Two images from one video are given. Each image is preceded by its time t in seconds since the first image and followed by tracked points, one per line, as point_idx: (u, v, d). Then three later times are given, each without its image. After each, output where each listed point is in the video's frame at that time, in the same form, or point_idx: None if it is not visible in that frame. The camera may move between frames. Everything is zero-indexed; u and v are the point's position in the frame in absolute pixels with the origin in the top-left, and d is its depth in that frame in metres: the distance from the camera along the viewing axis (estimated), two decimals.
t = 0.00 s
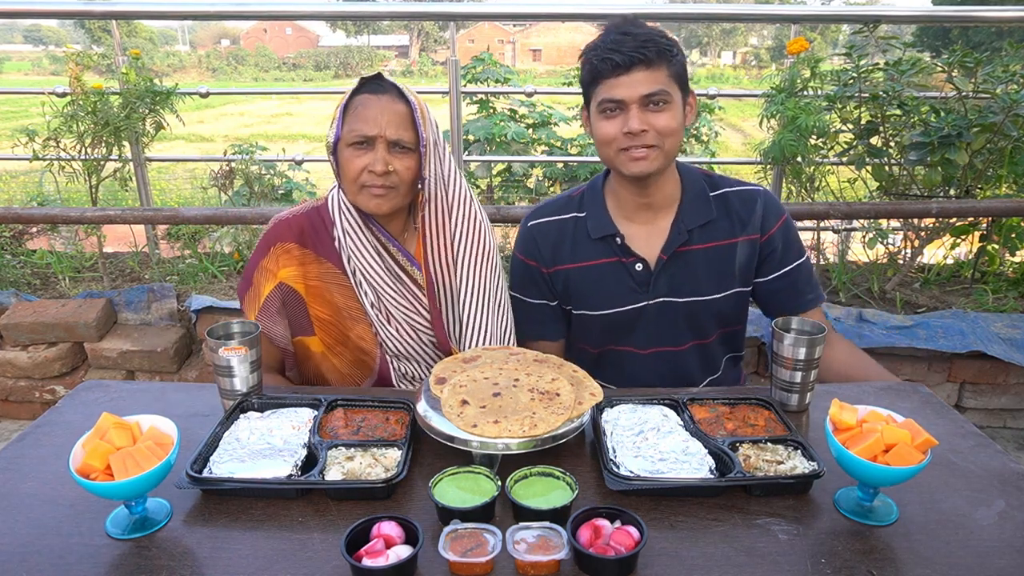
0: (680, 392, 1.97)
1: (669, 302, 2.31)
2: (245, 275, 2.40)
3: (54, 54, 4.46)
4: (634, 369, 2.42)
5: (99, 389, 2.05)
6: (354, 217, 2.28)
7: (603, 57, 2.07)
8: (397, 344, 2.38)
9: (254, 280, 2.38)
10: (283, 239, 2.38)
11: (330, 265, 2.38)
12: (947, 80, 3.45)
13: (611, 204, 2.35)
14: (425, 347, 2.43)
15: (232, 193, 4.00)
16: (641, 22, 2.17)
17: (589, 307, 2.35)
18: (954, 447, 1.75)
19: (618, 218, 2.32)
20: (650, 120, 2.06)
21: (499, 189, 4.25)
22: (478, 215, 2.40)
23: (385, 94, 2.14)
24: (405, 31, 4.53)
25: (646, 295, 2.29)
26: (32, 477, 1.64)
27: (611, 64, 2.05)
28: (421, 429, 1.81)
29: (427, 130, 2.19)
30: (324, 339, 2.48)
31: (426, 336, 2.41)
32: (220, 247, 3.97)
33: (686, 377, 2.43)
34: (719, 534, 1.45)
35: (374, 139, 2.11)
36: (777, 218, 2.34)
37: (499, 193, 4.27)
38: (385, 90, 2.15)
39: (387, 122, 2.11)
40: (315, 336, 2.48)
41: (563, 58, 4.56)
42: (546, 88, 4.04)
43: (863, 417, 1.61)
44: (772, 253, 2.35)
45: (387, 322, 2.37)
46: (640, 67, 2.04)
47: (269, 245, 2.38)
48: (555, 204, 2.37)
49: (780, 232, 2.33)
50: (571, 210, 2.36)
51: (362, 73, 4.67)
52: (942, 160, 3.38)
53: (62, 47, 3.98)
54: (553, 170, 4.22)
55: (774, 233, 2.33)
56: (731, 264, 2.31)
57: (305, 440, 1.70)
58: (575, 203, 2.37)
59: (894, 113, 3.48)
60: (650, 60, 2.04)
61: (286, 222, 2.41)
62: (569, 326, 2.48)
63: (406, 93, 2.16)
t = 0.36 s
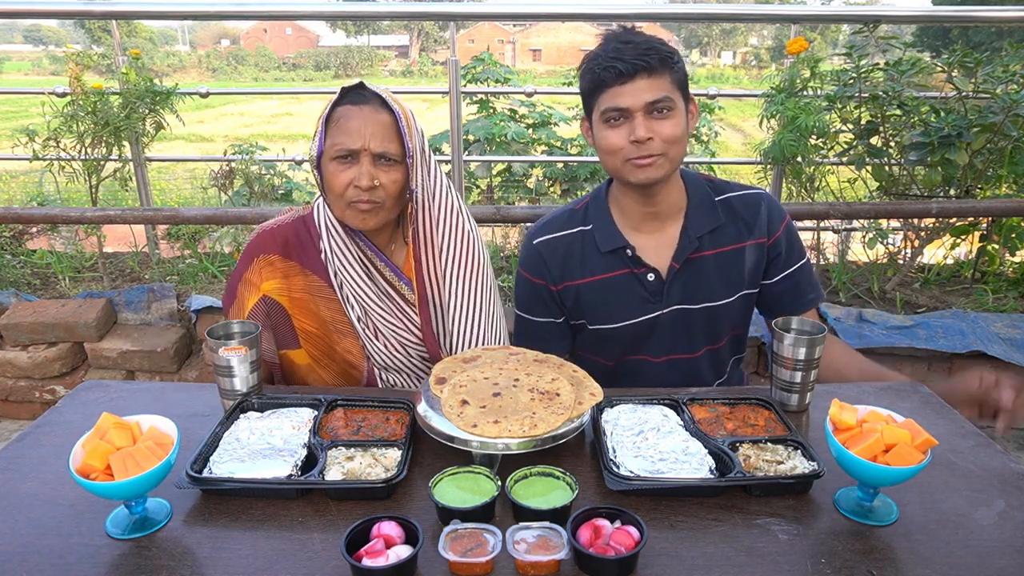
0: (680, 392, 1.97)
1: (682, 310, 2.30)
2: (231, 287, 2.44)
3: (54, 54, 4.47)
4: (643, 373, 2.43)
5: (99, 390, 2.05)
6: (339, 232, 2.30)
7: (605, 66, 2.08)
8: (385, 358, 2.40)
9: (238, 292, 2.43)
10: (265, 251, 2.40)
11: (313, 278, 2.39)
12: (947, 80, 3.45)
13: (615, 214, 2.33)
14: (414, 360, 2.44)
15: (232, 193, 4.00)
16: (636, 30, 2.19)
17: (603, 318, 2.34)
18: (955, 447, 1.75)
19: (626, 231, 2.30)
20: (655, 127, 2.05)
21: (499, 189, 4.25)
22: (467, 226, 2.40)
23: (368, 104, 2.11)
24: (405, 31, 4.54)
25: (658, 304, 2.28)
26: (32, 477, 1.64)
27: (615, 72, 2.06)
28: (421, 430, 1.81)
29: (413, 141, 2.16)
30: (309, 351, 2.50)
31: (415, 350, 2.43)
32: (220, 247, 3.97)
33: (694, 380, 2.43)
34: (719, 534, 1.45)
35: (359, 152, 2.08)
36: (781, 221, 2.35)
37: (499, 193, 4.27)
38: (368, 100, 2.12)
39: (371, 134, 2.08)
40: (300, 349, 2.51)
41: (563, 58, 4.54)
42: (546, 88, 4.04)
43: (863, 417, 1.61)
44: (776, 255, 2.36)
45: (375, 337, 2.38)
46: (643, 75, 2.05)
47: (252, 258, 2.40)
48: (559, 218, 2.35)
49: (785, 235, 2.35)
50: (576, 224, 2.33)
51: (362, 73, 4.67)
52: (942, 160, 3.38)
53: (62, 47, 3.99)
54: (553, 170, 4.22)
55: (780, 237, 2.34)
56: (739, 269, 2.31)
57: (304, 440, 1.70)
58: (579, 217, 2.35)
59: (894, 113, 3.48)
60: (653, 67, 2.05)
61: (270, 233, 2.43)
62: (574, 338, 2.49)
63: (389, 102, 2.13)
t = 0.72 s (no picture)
0: (680, 392, 1.97)
1: (694, 302, 2.30)
2: (227, 286, 2.46)
3: (54, 54, 4.46)
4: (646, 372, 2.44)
5: (99, 389, 2.05)
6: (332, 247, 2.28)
7: (629, 60, 2.07)
8: (380, 367, 2.42)
9: (233, 292, 2.44)
10: (261, 252, 2.40)
11: (308, 283, 2.40)
12: (947, 80, 3.45)
13: (631, 208, 2.31)
14: (408, 371, 2.45)
15: (231, 193, 4.00)
16: (661, 26, 2.19)
17: (615, 310, 2.34)
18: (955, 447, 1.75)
19: (640, 222, 2.29)
20: (675, 123, 2.05)
21: (499, 189, 4.26)
22: (462, 240, 2.39)
23: (365, 128, 2.08)
24: (405, 31, 4.54)
25: (671, 296, 2.28)
26: (32, 477, 1.64)
27: (638, 66, 2.05)
28: (420, 429, 1.81)
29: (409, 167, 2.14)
30: (303, 353, 2.53)
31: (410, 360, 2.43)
32: (220, 247, 3.98)
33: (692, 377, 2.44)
34: (719, 534, 1.45)
35: (356, 179, 2.06)
36: (790, 217, 2.36)
37: (499, 193, 4.27)
38: (365, 124, 2.09)
39: (368, 161, 2.05)
40: (294, 351, 2.53)
41: (563, 58, 4.55)
42: (546, 88, 4.04)
43: (863, 417, 1.61)
44: (787, 250, 2.36)
45: (369, 347, 2.40)
46: (666, 70, 2.04)
47: (247, 260, 2.41)
48: (573, 209, 2.35)
49: (794, 230, 2.36)
50: (590, 215, 2.33)
51: (362, 73, 4.66)
52: (943, 160, 3.38)
53: (62, 47, 3.99)
54: (553, 170, 4.22)
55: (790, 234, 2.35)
56: (751, 262, 2.31)
57: (304, 440, 1.70)
58: (594, 208, 2.35)
59: (894, 113, 3.48)
60: (677, 63, 2.05)
61: (267, 233, 2.42)
62: (581, 332, 2.48)
63: (386, 127, 2.11)
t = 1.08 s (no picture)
0: (680, 392, 1.97)
1: (696, 300, 2.30)
2: (224, 290, 2.46)
3: (54, 54, 4.47)
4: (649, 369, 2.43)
5: (99, 389, 2.05)
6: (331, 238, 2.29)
7: (647, 58, 2.06)
8: (380, 361, 2.41)
9: (231, 294, 2.44)
10: (258, 253, 2.42)
11: (307, 281, 2.41)
12: (947, 80, 3.45)
13: (640, 203, 2.33)
14: (409, 364, 2.44)
15: (231, 193, 4.00)
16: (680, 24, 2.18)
17: (616, 305, 2.35)
18: (955, 447, 1.75)
19: (648, 219, 2.30)
20: (689, 123, 2.06)
21: (499, 189, 4.26)
22: (461, 230, 2.40)
23: (361, 118, 2.08)
24: (405, 31, 4.55)
25: (673, 294, 2.28)
26: (32, 477, 1.64)
27: (655, 64, 2.05)
28: (420, 429, 1.81)
29: (405, 156, 2.15)
30: (304, 353, 2.53)
31: (411, 355, 2.42)
32: (220, 247, 3.98)
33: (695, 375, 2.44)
34: (719, 534, 1.45)
35: (352, 168, 2.07)
36: (796, 215, 2.34)
37: (499, 193, 4.27)
38: (361, 114, 2.08)
39: (365, 150, 2.06)
40: (295, 351, 2.52)
41: (563, 58, 4.55)
42: (546, 88, 4.04)
43: (863, 417, 1.61)
44: (791, 247, 2.35)
45: (368, 342, 2.39)
46: (682, 70, 2.04)
47: (244, 260, 2.42)
48: (582, 202, 2.36)
49: (798, 228, 2.34)
50: (598, 208, 2.34)
51: (362, 73, 4.66)
52: (943, 160, 3.38)
53: (62, 47, 3.99)
54: (553, 170, 4.22)
55: (795, 231, 2.33)
56: (754, 261, 2.31)
57: (304, 440, 1.70)
58: (602, 202, 2.35)
59: (894, 113, 3.48)
60: (693, 64, 2.05)
61: (263, 235, 2.44)
62: (587, 324, 2.49)
63: (382, 116, 2.10)
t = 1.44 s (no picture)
0: (680, 392, 1.97)
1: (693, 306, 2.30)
2: (223, 282, 2.47)
3: (54, 54, 4.47)
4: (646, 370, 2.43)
5: (99, 389, 2.05)
6: (330, 229, 2.29)
7: (637, 64, 2.06)
8: (376, 354, 2.41)
9: (230, 286, 2.46)
10: (256, 244, 2.42)
11: (305, 272, 2.41)
12: (947, 80, 3.44)
13: (637, 210, 2.33)
14: (405, 357, 2.44)
15: (232, 193, 4.00)
16: (672, 27, 2.17)
17: (614, 310, 2.35)
18: (955, 447, 1.75)
19: (646, 225, 2.30)
20: (682, 128, 2.05)
21: (499, 189, 4.26)
22: (457, 223, 2.39)
23: (359, 111, 2.08)
24: (405, 31, 4.55)
25: (671, 298, 2.28)
26: (32, 477, 1.64)
27: (645, 71, 2.04)
28: (420, 429, 1.81)
29: (403, 149, 2.15)
30: (302, 344, 2.54)
31: (407, 347, 2.42)
32: (220, 247, 3.98)
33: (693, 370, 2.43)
34: (719, 534, 1.45)
35: (351, 161, 2.07)
36: (795, 220, 2.34)
37: (499, 193, 4.27)
38: (359, 107, 2.09)
39: (364, 143, 2.06)
40: (294, 342, 2.54)
41: (563, 58, 4.55)
42: (546, 88, 4.04)
43: (863, 417, 1.61)
44: (789, 252, 2.36)
45: (365, 333, 2.39)
46: (673, 75, 2.03)
47: (243, 252, 2.43)
48: (581, 205, 2.37)
49: (796, 233, 2.34)
50: (595, 212, 2.34)
51: (362, 73, 4.66)
52: (943, 160, 3.38)
53: (62, 47, 4.00)
54: (553, 170, 4.22)
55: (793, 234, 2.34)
56: (752, 266, 2.31)
57: (304, 440, 1.70)
58: (600, 206, 2.35)
59: (894, 113, 3.48)
60: (684, 68, 2.04)
61: (262, 227, 2.44)
62: (585, 328, 2.50)
63: (381, 109, 2.11)
